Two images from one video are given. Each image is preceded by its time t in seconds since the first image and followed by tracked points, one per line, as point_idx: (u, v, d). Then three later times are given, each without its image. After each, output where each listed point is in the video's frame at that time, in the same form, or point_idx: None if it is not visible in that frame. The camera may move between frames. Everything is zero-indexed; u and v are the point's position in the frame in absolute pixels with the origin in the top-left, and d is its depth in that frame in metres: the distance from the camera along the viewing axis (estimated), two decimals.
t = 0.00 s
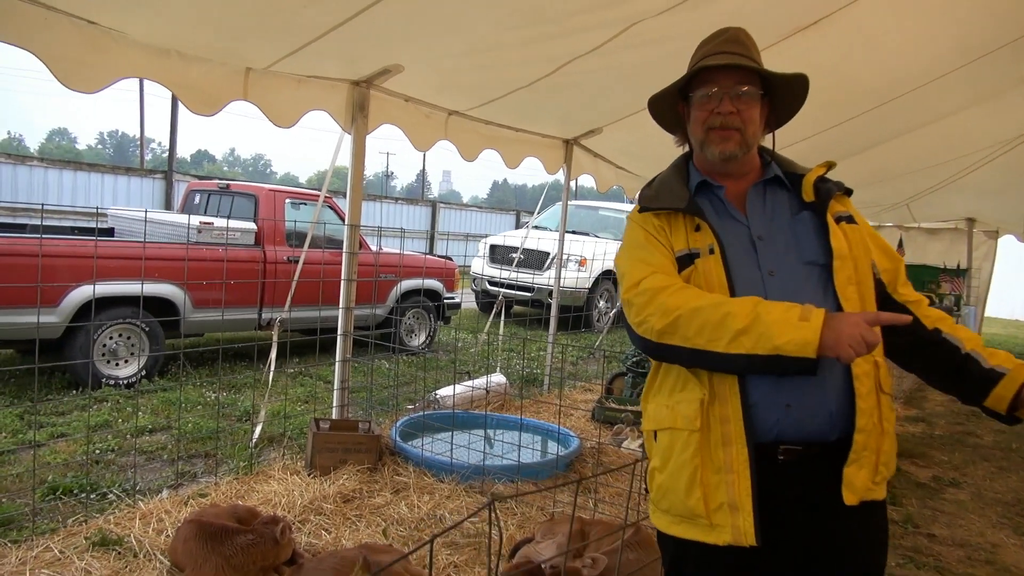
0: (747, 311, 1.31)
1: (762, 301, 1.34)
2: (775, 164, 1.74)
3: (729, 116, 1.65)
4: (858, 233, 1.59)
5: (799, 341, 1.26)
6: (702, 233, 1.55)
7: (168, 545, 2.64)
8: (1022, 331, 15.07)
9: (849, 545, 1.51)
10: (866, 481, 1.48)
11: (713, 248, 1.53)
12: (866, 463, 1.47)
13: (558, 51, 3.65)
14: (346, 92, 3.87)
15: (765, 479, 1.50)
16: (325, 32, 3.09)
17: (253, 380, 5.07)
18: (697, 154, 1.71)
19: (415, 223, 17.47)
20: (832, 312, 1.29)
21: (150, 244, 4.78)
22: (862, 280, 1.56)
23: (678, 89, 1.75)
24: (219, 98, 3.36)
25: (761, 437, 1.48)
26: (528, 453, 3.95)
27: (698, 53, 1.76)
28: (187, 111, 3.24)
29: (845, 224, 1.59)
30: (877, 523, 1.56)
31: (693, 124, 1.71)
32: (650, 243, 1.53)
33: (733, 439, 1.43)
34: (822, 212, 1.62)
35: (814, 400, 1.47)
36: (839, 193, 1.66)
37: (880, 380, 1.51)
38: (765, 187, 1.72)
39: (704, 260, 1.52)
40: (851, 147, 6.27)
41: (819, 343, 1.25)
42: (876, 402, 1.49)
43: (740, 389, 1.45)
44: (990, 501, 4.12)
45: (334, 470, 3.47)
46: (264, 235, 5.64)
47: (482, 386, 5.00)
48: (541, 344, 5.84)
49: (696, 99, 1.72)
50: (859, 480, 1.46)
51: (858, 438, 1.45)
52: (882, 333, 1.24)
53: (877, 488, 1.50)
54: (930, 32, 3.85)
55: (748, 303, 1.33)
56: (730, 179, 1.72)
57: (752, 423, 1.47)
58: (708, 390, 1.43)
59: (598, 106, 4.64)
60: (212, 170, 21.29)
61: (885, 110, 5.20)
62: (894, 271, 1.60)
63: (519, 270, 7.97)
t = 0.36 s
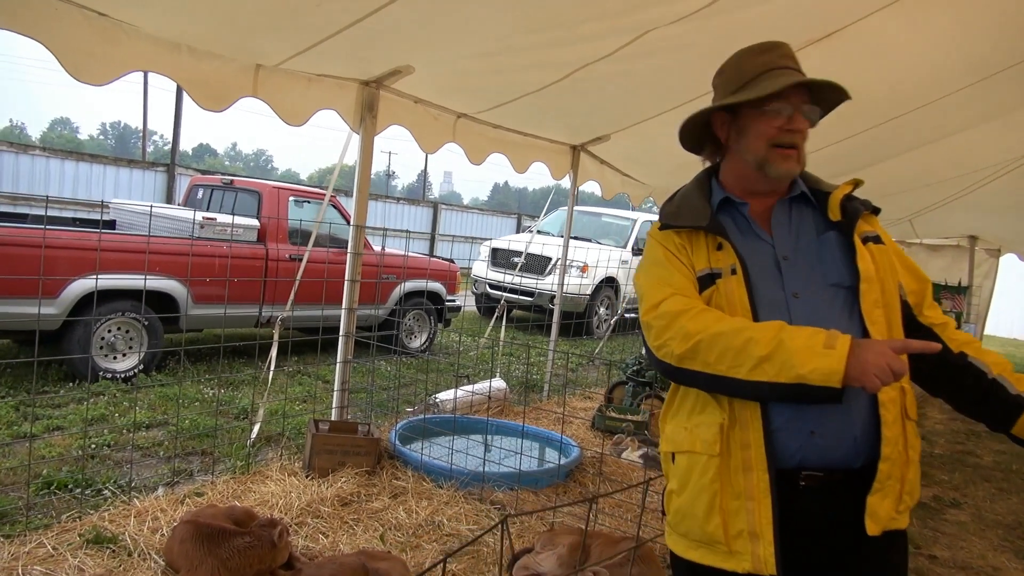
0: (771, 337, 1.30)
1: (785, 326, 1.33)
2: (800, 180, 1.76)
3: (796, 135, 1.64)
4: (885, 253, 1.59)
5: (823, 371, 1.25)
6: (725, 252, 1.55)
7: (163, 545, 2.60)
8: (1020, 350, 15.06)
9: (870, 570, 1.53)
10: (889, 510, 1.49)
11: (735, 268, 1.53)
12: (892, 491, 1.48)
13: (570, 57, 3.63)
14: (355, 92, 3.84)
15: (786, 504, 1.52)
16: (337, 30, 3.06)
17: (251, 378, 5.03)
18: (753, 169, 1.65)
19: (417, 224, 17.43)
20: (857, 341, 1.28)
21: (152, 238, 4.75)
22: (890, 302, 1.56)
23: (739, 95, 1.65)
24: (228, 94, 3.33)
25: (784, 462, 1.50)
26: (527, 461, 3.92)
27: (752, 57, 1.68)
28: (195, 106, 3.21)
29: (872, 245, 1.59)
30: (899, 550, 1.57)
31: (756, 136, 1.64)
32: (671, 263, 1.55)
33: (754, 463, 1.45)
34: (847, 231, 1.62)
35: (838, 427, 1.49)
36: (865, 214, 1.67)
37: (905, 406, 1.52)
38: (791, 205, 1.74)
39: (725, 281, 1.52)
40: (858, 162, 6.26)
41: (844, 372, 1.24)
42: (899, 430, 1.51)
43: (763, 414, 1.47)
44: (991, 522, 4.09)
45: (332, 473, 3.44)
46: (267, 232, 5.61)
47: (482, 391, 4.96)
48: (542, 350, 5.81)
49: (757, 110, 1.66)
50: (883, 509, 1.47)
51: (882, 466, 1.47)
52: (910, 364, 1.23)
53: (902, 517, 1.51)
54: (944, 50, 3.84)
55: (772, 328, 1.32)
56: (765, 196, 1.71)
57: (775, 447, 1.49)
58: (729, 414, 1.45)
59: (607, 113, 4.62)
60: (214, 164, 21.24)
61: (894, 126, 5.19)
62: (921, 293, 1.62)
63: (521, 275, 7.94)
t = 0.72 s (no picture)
0: (779, 336, 1.33)
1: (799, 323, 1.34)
2: (843, 185, 1.77)
3: (835, 139, 1.66)
4: (926, 262, 1.62)
5: (827, 361, 1.27)
6: (756, 259, 1.56)
7: (162, 548, 2.58)
8: None
9: None
10: (917, 526, 1.52)
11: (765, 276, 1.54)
12: (920, 507, 1.52)
13: (575, 59, 3.62)
14: (359, 93, 3.82)
15: (806, 512, 1.57)
16: (341, 31, 3.05)
17: (253, 380, 5.02)
18: (788, 172, 1.69)
19: (420, 225, 17.42)
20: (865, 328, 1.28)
21: (155, 238, 4.75)
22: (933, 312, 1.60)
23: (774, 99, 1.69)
24: (231, 94, 3.32)
25: (807, 471, 1.55)
26: (530, 465, 3.89)
27: (788, 60, 1.71)
28: (199, 106, 3.20)
29: (915, 254, 1.62)
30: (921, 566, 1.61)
31: (790, 140, 1.67)
32: (695, 265, 1.57)
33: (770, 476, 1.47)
34: (891, 241, 1.64)
35: (864, 438, 1.54)
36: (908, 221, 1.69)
37: (940, 420, 1.56)
38: (832, 209, 1.75)
39: (749, 284, 1.54)
40: (863, 166, 6.23)
41: (847, 360, 1.26)
42: (932, 444, 1.54)
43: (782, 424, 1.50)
44: (998, 530, 4.05)
45: (333, 475, 3.42)
46: (270, 233, 5.60)
47: (484, 394, 4.94)
48: (546, 352, 5.80)
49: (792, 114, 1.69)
50: (910, 525, 1.51)
51: (913, 481, 1.51)
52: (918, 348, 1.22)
53: (930, 533, 1.54)
54: (951, 54, 3.81)
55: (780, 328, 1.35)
56: (803, 199, 1.75)
57: (797, 456, 1.54)
58: (745, 424, 1.48)
59: (613, 115, 4.60)
60: (218, 164, 21.26)
61: (900, 130, 5.16)
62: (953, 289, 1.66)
63: (524, 277, 7.92)
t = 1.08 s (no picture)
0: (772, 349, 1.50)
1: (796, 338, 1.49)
2: (894, 194, 1.74)
3: (848, 147, 1.68)
4: (969, 282, 1.51)
5: (795, 372, 1.45)
6: (782, 275, 1.69)
7: (156, 564, 2.54)
8: None
9: None
10: (927, 563, 1.49)
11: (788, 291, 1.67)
12: (930, 543, 1.49)
13: (577, 69, 3.60)
14: (360, 104, 3.82)
15: (817, 530, 1.64)
16: (340, 41, 3.04)
17: (257, 392, 5.00)
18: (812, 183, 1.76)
19: (429, 237, 17.44)
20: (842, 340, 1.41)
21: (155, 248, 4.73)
22: (972, 336, 1.49)
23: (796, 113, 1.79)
24: (232, 105, 3.32)
25: (811, 489, 1.63)
26: (533, 479, 3.84)
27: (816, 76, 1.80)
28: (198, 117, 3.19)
29: (955, 273, 1.53)
30: None
31: (809, 151, 1.76)
32: (725, 284, 1.76)
33: (777, 487, 1.61)
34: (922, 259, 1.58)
35: (865, 464, 1.58)
36: (951, 236, 1.59)
37: (966, 455, 1.49)
38: (875, 223, 1.74)
39: (767, 302, 1.69)
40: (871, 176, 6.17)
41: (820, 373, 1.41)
42: (951, 480, 1.49)
43: (789, 439, 1.63)
44: (1013, 547, 3.96)
45: (333, 489, 3.38)
46: (274, 244, 5.61)
47: (488, 407, 4.90)
48: (551, 364, 5.75)
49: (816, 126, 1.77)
50: (916, 559, 1.49)
51: (914, 515, 1.50)
52: (880, 358, 1.34)
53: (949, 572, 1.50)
54: (958, 61, 3.77)
55: (776, 344, 1.51)
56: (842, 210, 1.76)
57: (802, 472, 1.64)
58: (759, 436, 1.63)
59: (617, 126, 4.59)
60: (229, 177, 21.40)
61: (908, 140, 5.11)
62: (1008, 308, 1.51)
63: (530, 289, 7.89)
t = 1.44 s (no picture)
0: (795, 379, 1.56)
1: (821, 368, 1.54)
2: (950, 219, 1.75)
3: (933, 168, 1.68)
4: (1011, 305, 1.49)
5: (812, 407, 1.50)
6: (818, 297, 1.76)
7: None
8: None
9: None
10: None
11: (821, 315, 1.74)
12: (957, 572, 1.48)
13: (596, 90, 3.58)
14: (380, 129, 3.83)
15: (842, 550, 1.67)
16: (355, 67, 3.06)
17: (283, 417, 5.01)
18: (881, 202, 1.74)
19: (460, 262, 17.51)
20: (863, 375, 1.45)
21: (172, 275, 4.77)
22: (1012, 362, 1.47)
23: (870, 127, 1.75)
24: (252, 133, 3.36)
25: (837, 510, 1.67)
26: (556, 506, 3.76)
27: (887, 94, 1.79)
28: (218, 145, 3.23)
29: (995, 295, 1.51)
30: None
31: (885, 169, 1.73)
32: (765, 307, 1.85)
33: (802, 508, 1.68)
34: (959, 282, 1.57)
35: (888, 489, 1.59)
36: (998, 258, 1.56)
37: (1000, 484, 1.46)
38: (922, 244, 1.71)
39: (802, 328, 1.76)
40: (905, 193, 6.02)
41: (837, 409, 1.46)
42: (979, 509, 1.47)
43: (814, 461, 1.70)
44: None
45: (352, 515, 3.35)
46: (301, 270, 5.66)
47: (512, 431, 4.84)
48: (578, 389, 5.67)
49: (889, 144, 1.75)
50: None
51: (937, 541, 1.49)
52: (895, 399, 1.37)
53: None
54: (989, 72, 3.66)
55: (797, 375, 1.57)
56: (899, 230, 1.76)
57: (826, 493, 1.69)
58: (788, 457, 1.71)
59: (640, 147, 4.55)
60: (264, 206, 21.80)
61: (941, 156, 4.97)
62: None
63: (558, 312, 7.83)
